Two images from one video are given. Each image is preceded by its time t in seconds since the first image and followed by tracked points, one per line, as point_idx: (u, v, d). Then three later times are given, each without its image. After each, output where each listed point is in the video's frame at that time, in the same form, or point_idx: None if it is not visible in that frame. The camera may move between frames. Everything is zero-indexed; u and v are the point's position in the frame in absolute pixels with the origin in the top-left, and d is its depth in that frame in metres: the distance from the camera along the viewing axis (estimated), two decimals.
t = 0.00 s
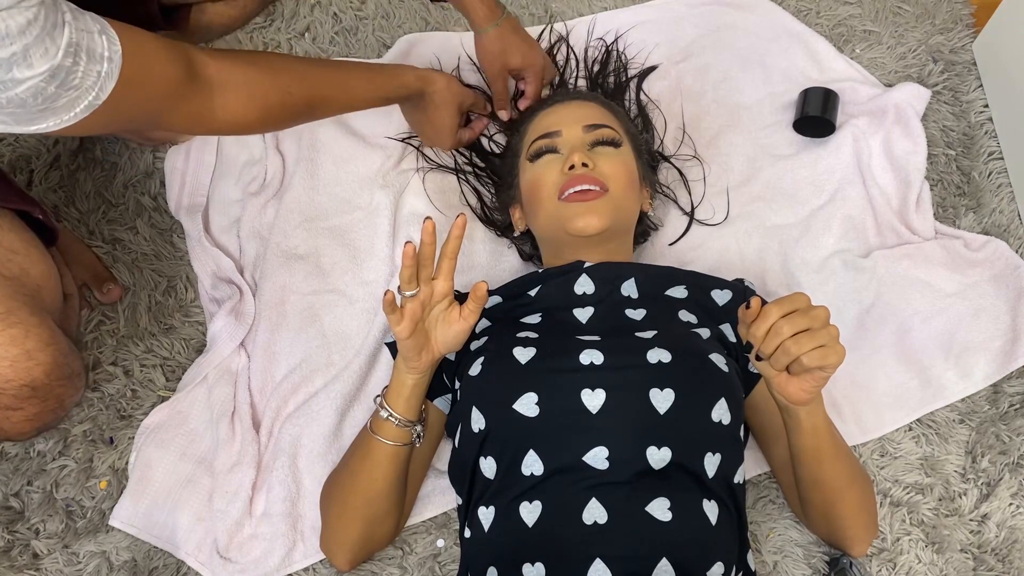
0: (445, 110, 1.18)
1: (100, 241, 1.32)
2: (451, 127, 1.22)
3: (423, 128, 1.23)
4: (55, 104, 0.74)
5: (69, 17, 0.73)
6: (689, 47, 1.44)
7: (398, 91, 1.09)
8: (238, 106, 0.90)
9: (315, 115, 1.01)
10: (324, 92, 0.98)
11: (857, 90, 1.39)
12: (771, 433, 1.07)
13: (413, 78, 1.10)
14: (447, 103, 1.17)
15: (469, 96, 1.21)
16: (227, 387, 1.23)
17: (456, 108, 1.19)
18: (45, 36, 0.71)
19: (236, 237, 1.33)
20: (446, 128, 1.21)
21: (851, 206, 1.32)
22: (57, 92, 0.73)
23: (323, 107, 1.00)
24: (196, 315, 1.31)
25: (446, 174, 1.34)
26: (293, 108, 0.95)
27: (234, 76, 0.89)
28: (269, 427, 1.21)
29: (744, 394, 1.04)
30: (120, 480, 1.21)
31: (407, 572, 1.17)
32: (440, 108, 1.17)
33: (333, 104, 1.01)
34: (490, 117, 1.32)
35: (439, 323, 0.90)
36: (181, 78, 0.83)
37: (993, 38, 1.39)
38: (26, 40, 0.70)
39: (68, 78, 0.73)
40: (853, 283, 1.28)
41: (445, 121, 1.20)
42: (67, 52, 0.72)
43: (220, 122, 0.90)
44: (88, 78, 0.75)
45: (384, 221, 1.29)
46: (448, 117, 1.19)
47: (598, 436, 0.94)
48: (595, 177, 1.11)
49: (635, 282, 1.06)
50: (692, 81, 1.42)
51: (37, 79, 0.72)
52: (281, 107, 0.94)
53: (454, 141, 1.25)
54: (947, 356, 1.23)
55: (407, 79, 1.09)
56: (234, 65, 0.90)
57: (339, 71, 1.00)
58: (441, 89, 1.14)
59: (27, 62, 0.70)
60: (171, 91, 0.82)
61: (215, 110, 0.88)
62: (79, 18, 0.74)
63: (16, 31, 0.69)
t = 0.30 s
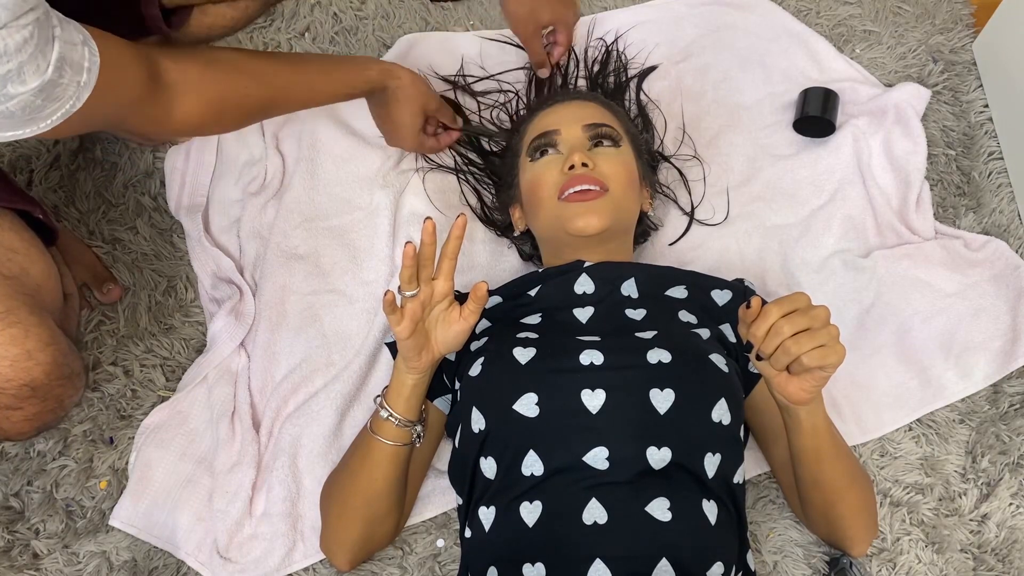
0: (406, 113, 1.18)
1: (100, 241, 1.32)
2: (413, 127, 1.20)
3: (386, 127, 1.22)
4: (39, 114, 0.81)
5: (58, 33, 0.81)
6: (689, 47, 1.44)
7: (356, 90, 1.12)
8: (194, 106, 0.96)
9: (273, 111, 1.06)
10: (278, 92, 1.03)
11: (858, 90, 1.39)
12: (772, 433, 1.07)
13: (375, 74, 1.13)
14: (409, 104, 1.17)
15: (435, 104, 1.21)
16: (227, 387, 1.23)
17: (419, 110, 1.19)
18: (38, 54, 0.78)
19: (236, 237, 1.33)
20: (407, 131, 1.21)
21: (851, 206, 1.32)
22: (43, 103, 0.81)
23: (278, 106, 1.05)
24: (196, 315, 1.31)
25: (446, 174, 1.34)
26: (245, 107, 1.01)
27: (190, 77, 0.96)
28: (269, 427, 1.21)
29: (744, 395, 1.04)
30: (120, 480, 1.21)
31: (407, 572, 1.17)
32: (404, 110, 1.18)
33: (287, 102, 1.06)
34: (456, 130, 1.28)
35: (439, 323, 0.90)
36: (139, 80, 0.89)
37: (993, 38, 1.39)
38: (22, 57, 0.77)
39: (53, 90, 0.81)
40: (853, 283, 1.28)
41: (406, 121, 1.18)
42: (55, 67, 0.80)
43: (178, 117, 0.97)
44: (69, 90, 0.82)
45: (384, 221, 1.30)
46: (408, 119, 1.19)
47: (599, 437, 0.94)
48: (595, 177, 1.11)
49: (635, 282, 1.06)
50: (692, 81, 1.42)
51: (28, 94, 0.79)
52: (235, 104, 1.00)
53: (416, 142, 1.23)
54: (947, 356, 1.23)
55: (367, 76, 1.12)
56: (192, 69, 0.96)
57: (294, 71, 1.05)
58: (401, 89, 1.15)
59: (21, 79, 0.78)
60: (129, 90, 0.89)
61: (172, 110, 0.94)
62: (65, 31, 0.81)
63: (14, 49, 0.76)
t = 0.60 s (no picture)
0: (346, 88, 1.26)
1: (100, 241, 1.32)
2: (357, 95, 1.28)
3: (324, 101, 1.29)
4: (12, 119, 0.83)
5: (41, 42, 0.84)
6: (689, 47, 1.44)
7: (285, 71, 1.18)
8: (135, 108, 1.01)
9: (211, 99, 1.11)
10: (217, 84, 1.09)
11: (858, 90, 1.39)
12: (772, 433, 1.07)
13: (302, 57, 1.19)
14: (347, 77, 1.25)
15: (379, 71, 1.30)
16: (227, 387, 1.23)
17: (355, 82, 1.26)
18: (21, 59, 0.81)
19: (236, 236, 1.33)
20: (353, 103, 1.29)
21: (851, 206, 1.32)
22: (20, 107, 0.83)
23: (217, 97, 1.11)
24: (196, 315, 1.31)
25: (446, 173, 1.34)
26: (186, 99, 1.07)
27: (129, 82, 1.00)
28: (269, 427, 1.21)
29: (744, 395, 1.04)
30: (120, 480, 1.20)
31: (407, 572, 1.17)
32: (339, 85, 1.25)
33: (226, 92, 1.12)
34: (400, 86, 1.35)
35: (439, 324, 0.90)
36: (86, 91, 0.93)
37: (993, 38, 1.39)
38: (12, 61, 0.80)
39: (28, 95, 0.83)
40: (853, 283, 1.28)
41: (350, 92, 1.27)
42: (36, 73, 0.84)
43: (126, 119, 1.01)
44: (36, 98, 0.84)
45: (384, 222, 1.30)
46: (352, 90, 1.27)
47: (599, 437, 0.94)
48: (595, 177, 1.11)
49: (635, 283, 1.06)
50: (692, 81, 1.42)
51: (10, 97, 0.81)
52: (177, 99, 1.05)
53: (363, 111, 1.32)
54: (947, 356, 1.23)
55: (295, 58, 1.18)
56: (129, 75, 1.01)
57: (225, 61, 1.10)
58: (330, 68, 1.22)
59: (8, 82, 0.80)
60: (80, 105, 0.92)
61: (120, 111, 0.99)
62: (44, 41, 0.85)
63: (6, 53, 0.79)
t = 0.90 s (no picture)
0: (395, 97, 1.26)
1: (100, 241, 1.32)
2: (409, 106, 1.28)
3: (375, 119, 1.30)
4: (28, 117, 0.83)
5: (48, 38, 0.83)
6: (689, 47, 1.44)
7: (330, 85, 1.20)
8: (183, 110, 1.02)
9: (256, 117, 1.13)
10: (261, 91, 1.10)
11: (858, 90, 1.39)
12: (772, 434, 1.07)
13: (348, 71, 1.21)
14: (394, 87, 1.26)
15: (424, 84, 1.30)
16: (227, 387, 1.23)
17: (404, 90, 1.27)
18: (27, 53, 0.79)
19: (236, 236, 1.33)
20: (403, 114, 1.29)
21: (851, 206, 1.32)
22: (32, 104, 0.82)
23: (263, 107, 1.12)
24: (196, 315, 1.31)
25: (445, 173, 1.34)
26: (231, 108, 1.07)
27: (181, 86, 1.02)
28: (269, 427, 1.21)
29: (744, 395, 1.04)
30: (120, 480, 1.20)
31: (407, 572, 1.17)
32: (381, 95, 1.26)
33: (271, 102, 1.13)
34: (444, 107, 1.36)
35: (440, 324, 0.90)
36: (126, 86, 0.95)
37: (993, 38, 1.39)
38: (11, 56, 0.77)
39: (39, 92, 0.82)
40: (853, 283, 1.28)
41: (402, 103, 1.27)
42: (44, 68, 0.82)
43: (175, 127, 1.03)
44: (56, 95, 0.85)
45: (384, 222, 1.30)
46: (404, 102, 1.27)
47: (599, 437, 0.94)
48: (595, 177, 1.11)
49: (635, 283, 1.06)
50: (692, 81, 1.42)
51: (16, 94, 0.80)
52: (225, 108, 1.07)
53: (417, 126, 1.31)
54: (947, 356, 1.23)
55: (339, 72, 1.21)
56: (179, 79, 1.03)
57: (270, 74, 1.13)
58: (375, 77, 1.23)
59: (8, 76, 0.78)
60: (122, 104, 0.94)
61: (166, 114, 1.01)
62: (54, 36, 0.84)
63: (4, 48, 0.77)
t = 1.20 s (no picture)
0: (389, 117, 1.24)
1: (100, 241, 1.32)
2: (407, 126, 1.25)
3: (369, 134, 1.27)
4: (11, 126, 0.81)
5: (42, 48, 0.83)
6: (689, 47, 1.44)
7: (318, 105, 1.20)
8: (157, 121, 1.00)
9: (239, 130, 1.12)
10: (241, 107, 1.09)
11: (858, 90, 1.39)
12: (772, 434, 1.07)
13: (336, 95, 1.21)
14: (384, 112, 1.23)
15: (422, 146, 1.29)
16: (227, 387, 1.23)
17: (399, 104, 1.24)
18: (20, 62, 0.79)
19: (236, 236, 1.32)
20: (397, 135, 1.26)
21: (851, 206, 1.32)
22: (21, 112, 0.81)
23: (240, 125, 1.10)
24: (196, 315, 1.31)
25: (445, 173, 1.34)
26: (207, 123, 1.05)
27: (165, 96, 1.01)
28: (269, 427, 1.21)
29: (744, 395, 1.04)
30: (120, 480, 1.20)
31: (407, 572, 1.17)
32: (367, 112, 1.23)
33: (249, 120, 1.11)
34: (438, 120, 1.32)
35: (440, 324, 0.90)
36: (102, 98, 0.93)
37: (993, 38, 1.39)
38: (5, 65, 0.78)
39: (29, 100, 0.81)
40: (854, 283, 1.28)
41: (396, 117, 1.24)
42: (36, 78, 0.82)
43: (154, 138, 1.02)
44: (41, 106, 0.83)
45: (384, 221, 1.30)
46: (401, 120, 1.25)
47: (599, 438, 0.94)
48: (595, 177, 1.11)
49: (635, 283, 1.06)
50: (692, 81, 1.42)
51: (7, 102, 0.79)
52: (209, 118, 1.05)
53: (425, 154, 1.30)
54: (947, 356, 1.23)
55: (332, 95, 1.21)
56: (159, 87, 1.01)
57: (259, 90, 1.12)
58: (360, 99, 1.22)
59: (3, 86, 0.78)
60: (100, 116, 0.93)
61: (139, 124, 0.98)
62: (47, 48, 0.83)
63: None
